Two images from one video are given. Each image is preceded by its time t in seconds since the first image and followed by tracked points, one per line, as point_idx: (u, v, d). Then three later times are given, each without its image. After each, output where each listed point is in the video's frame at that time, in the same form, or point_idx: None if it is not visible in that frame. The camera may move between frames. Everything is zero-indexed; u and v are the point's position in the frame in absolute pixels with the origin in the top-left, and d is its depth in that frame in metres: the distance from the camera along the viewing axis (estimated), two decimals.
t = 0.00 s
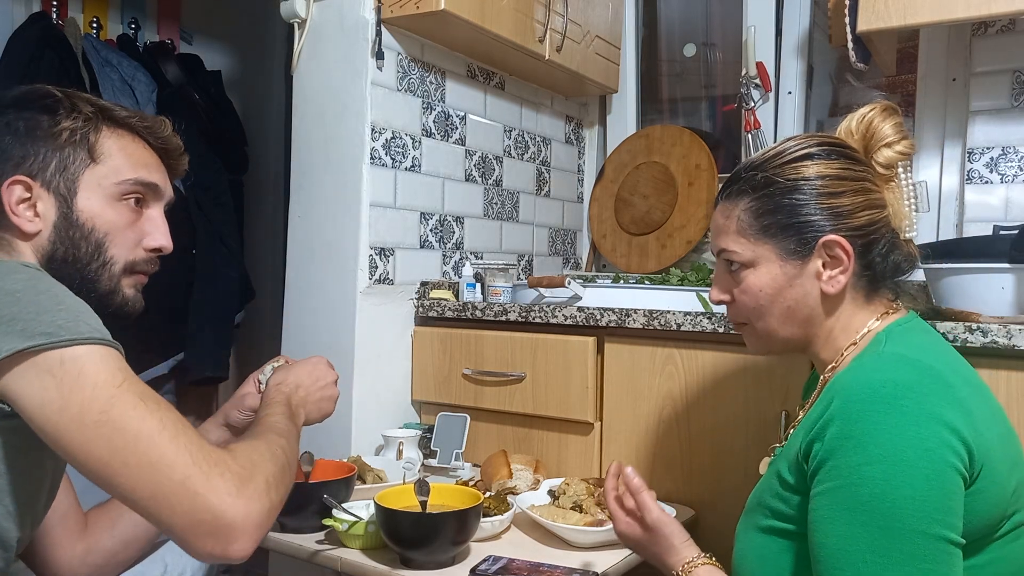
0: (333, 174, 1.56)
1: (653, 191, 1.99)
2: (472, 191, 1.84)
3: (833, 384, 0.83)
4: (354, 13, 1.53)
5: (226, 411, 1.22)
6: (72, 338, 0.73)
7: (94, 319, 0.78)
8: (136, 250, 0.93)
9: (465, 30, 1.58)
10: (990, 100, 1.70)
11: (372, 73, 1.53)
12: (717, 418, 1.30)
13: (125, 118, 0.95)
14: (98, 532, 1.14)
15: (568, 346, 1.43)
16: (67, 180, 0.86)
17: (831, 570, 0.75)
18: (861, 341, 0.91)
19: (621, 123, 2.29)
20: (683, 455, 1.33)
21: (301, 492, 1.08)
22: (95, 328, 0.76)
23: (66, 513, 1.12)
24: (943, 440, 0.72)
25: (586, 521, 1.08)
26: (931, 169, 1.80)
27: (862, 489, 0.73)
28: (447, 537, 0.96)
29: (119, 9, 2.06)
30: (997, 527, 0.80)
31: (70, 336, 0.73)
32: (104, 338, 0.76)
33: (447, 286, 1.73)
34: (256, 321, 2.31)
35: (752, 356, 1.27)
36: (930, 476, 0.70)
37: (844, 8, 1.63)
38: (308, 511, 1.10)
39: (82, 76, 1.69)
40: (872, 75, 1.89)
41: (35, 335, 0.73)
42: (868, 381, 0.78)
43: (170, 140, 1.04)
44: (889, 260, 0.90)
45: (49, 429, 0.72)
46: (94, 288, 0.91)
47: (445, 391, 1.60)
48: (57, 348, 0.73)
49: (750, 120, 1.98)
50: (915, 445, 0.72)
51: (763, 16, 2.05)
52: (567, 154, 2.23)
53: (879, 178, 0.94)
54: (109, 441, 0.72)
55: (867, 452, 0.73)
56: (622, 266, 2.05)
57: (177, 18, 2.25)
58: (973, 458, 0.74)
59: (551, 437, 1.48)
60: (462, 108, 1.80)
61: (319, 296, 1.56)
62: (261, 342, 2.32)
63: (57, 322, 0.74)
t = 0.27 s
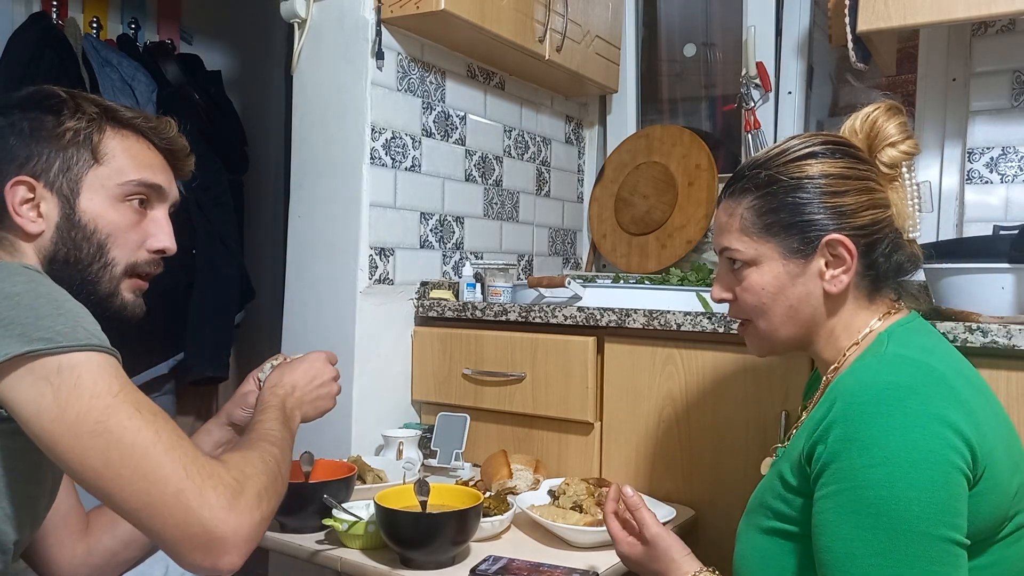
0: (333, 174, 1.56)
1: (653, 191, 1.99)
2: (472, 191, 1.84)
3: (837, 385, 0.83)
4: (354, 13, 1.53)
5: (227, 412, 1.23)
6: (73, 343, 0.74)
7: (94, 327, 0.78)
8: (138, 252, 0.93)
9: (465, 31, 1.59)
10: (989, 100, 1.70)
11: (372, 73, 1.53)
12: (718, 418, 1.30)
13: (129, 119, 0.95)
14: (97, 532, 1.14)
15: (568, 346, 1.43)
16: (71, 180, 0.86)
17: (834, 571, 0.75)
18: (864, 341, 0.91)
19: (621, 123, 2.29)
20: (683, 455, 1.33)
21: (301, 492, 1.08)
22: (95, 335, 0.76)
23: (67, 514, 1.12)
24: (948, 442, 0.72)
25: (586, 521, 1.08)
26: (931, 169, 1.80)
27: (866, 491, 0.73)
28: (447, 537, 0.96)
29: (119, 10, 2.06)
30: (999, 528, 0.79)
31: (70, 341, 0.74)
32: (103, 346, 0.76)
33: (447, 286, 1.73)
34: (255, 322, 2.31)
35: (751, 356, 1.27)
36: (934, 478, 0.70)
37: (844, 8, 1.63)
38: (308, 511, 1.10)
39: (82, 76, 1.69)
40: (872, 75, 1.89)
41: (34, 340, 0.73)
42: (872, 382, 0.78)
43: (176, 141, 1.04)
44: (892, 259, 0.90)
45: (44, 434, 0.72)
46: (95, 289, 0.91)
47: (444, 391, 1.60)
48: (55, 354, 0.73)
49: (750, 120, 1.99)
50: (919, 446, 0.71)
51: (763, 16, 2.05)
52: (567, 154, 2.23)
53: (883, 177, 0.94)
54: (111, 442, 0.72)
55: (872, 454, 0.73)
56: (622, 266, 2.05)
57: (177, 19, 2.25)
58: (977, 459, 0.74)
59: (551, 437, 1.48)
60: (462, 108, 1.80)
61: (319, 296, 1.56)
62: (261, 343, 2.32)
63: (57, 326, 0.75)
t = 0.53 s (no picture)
0: (333, 174, 1.56)
1: (653, 191, 1.99)
2: (472, 191, 1.84)
3: (839, 385, 0.82)
4: (354, 13, 1.53)
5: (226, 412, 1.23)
6: (73, 347, 0.74)
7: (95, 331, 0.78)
8: (139, 253, 0.93)
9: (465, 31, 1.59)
10: (989, 100, 1.70)
11: (372, 73, 1.53)
12: (718, 419, 1.30)
13: (131, 119, 0.95)
14: (96, 532, 1.14)
15: (568, 346, 1.43)
16: (72, 181, 0.86)
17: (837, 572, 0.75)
18: (866, 341, 0.91)
19: (621, 123, 2.29)
20: (683, 455, 1.33)
21: (301, 492, 1.08)
22: (95, 339, 0.77)
23: (68, 514, 1.13)
24: (951, 442, 0.72)
25: (586, 521, 1.08)
26: (931, 169, 1.80)
27: (869, 491, 0.73)
28: (447, 537, 0.96)
29: (119, 10, 2.07)
30: (1002, 528, 0.79)
31: (70, 346, 0.74)
32: (103, 350, 0.76)
33: (447, 286, 1.73)
34: (255, 322, 2.31)
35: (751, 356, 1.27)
36: (938, 478, 0.70)
37: (844, 8, 1.63)
38: (308, 511, 1.10)
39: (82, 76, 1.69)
40: (872, 75, 1.89)
41: (33, 344, 0.73)
42: (874, 383, 0.78)
43: (178, 143, 1.05)
44: (895, 260, 0.90)
45: (42, 437, 0.72)
46: (94, 289, 0.91)
47: (444, 391, 1.60)
48: (54, 358, 0.73)
49: (750, 120, 1.99)
50: (922, 447, 0.71)
51: (763, 16, 2.05)
52: (567, 154, 2.23)
53: (886, 177, 0.94)
54: (111, 442, 0.73)
55: (875, 455, 0.73)
56: (622, 266, 2.05)
57: (177, 19, 2.25)
58: (979, 460, 0.74)
59: (551, 437, 1.48)
60: (462, 108, 1.80)
61: (319, 296, 1.56)
62: (261, 343, 2.32)
63: (57, 330, 0.75)
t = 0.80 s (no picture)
0: (333, 174, 1.56)
1: (653, 191, 1.99)
2: (472, 191, 1.84)
3: (839, 385, 0.82)
4: (354, 13, 1.53)
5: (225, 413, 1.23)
6: (66, 354, 0.74)
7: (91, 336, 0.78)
8: (142, 253, 0.93)
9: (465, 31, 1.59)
10: (990, 100, 1.70)
11: (372, 73, 1.53)
12: (718, 419, 1.30)
13: (136, 121, 0.95)
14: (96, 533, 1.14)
15: (568, 346, 1.43)
16: (75, 181, 0.86)
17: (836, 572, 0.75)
18: (866, 341, 0.91)
19: (621, 123, 2.29)
20: (683, 455, 1.33)
21: (301, 492, 1.08)
22: (90, 345, 0.76)
23: (68, 513, 1.13)
24: (950, 442, 0.72)
25: (586, 521, 1.08)
26: (931, 169, 1.80)
27: (869, 491, 0.73)
28: (447, 537, 0.96)
29: (119, 10, 2.07)
30: (1001, 528, 0.80)
31: (63, 352, 0.74)
32: (97, 357, 0.76)
33: (447, 286, 1.73)
34: (255, 323, 2.31)
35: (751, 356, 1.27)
36: (937, 479, 0.70)
37: (844, 8, 1.63)
38: (308, 511, 1.10)
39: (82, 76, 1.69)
40: (872, 75, 1.89)
41: (27, 348, 0.73)
42: (874, 382, 0.78)
43: (179, 143, 1.05)
44: (894, 260, 0.90)
45: (33, 441, 0.72)
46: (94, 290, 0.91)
47: (444, 391, 1.60)
48: (49, 364, 0.73)
49: (750, 120, 1.99)
50: (922, 447, 0.71)
51: (763, 16, 2.05)
52: (567, 154, 2.23)
53: (886, 177, 0.94)
54: (109, 443, 0.73)
55: (874, 455, 0.73)
56: (622, 266, 2.05)
57: (177, 19, 2.25)
58: (978, 460, 0.74)
59: (551, 437, 1.48)
60: (462, 108, 1.80)
61: (319, 296, 1.56)
62: (261, 343, 2.32)
63: (53, 335, 0.74)
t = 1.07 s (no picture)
0: (333, 174, 1.56)
1: (653, 191, 1.99)
2: (472, 191, 1.84)
3: (838, 385, 0.82)
4: (354, 13, 1.53)
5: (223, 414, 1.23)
6: (57, 372, 0.74)
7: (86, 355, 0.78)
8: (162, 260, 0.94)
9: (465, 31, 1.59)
10: (990, 100, 1.70)
11: (372, 73, 1.53)
12: (718, 418, 1.30)
13: (161, 133, 0.97)
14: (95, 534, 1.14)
15: (568, 346, 1.43)
16: (115, 190, 0.88)
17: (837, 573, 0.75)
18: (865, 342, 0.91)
19: (621, 123, 2.29)
20: (683, 455, 1.33)
21: (301, 492, 1.08)
22: (82, 364, 0.77)
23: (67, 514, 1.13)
24: (950, 442, 0.72)
25: (585, 521, 1.08)
26: (931, 169, 1.80)
27: (870, 493, 0.72)
28: (446, 537, 0.96)
29: (119, 10, 2.07)
30: (1000, 528, 0.80)
31: (53, 370, 0.74)
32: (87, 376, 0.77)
33: (447, 286, 1.73)
34: (255, 323, 2.31)
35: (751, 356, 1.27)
36: (938, 479, 0.70)
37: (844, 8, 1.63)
38: (308, 512, 1.10)
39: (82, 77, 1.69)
40: (872, 75, 1.89)
41: (18, 363, 0.73)
42: (874, 383, 0.78)
43: (187, 146, 1.05)
44: (892, 259, 0.90)
45: (20, 448, 0.72)
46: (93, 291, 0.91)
47: (444, 391, 1.60)
48: (37, 381, 0.73)
49: (750, 120, 1.99)
50: (922, 448, 0.71)
51: (763, 16, 2.05)
52: (567, 154, 2.23)
53: (881, 176, 0.94)
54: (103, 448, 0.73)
55: (875, 455, 0.73)
56: (622, 266, 2.05)
57: (177, 19, 2.25)
58: (977, 460, 0.74)
59: (551, 437, 1.48)
60: (462, 108, 1.80)
61: (319, 296, 1.56)
62: (261, 344, 2.32)
63: (46, 350, 0.75)
